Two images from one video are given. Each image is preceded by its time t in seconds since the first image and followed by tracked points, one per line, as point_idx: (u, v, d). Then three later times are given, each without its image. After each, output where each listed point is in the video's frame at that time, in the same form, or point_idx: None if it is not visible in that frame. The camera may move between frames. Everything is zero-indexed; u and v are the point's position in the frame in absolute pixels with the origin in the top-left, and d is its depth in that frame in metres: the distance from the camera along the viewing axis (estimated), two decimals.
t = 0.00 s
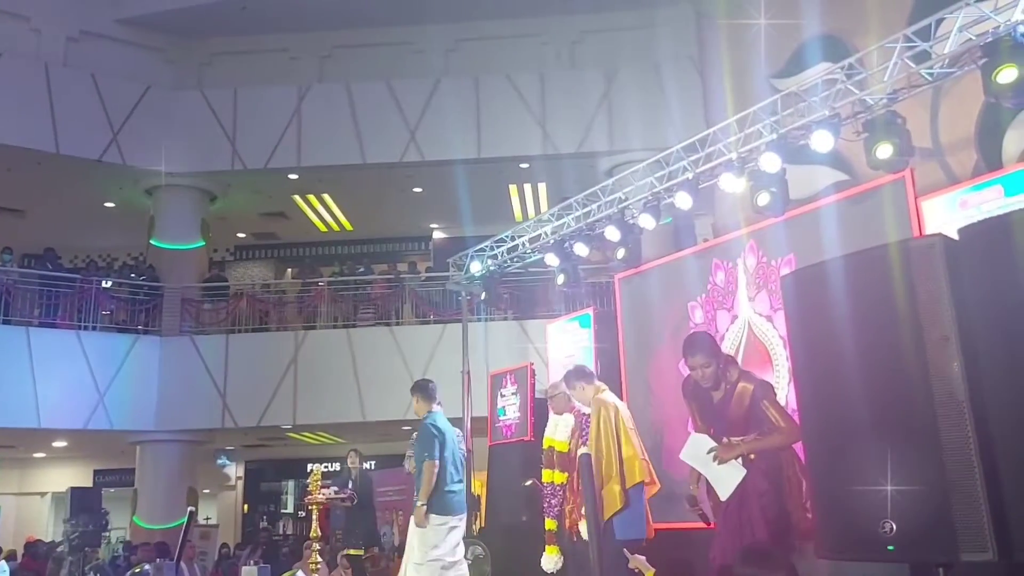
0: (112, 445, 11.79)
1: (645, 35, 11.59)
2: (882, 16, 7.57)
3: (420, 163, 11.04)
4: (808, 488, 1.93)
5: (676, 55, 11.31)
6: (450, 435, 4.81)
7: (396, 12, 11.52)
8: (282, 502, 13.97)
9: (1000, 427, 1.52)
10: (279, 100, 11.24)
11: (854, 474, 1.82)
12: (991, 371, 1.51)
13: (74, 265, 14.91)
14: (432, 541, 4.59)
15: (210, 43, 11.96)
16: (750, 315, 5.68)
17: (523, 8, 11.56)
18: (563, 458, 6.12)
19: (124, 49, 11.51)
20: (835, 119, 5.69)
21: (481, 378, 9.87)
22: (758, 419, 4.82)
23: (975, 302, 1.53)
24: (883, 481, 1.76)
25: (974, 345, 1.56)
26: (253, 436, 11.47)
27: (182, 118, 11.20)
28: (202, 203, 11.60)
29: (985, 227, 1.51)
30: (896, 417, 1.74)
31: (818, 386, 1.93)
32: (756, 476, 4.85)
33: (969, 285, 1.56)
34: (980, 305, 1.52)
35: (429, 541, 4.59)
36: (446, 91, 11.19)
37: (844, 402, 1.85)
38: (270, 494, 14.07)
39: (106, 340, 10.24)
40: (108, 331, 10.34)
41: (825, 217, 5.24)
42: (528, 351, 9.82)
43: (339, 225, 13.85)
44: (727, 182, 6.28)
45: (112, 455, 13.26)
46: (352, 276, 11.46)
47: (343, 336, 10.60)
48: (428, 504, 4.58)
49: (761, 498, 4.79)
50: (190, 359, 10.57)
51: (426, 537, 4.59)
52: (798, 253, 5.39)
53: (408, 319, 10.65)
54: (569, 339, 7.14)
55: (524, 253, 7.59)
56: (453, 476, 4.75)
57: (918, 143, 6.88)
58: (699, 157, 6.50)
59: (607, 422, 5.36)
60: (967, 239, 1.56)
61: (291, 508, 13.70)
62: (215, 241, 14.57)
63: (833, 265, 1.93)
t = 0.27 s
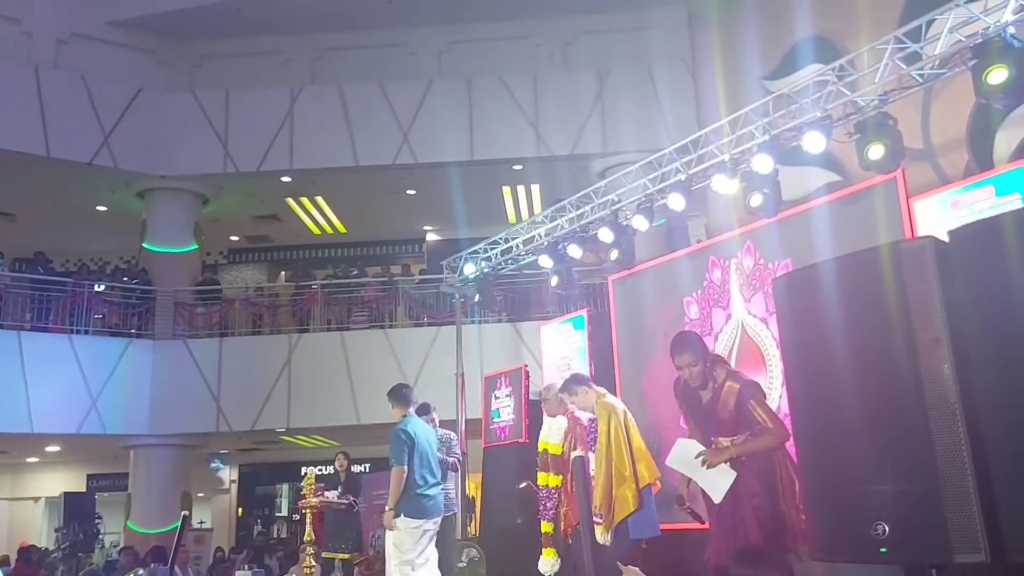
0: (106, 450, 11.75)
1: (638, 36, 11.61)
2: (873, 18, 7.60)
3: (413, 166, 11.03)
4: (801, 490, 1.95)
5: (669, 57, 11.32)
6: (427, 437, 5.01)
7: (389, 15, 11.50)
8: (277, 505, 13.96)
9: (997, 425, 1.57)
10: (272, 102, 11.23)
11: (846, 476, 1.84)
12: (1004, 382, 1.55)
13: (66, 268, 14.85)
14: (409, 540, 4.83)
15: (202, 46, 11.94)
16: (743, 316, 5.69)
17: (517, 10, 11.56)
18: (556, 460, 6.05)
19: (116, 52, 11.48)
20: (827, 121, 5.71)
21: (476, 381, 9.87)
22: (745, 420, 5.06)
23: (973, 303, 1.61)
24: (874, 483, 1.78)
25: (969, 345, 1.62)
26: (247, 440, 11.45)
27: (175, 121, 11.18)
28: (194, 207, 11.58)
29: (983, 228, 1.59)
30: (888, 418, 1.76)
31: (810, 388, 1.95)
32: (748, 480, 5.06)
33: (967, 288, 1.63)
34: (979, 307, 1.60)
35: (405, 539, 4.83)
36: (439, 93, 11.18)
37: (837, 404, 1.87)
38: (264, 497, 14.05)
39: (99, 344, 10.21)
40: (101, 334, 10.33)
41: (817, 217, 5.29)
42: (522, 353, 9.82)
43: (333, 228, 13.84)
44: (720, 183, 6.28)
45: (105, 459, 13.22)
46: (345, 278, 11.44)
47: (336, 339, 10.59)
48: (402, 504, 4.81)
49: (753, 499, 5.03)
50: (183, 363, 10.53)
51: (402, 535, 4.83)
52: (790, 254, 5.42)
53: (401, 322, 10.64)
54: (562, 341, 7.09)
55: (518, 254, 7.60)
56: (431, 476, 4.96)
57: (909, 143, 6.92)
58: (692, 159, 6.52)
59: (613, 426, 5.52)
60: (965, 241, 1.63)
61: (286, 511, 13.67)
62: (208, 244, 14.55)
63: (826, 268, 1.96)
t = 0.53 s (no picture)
0: (101, 454, 11.72)
1: (633, 38, 11.62)
2: (868, 20, 7.61)
3: (408, 168, 11.02)
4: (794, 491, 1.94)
5: (663, 58, 11.34)
6: (418, 437, 4.99)
7: (384, 18, 11.49)
8: (273, 508, 13.96)
9: (993, 426, 1.59)
10: (266, 106, 11.22)
11: (840, 476, 1.83)
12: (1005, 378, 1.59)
13: (60, 272, 14.82)
14: (403, 541, 4.84)
15: (197, 49, 11.94)
16: (738, 316, 5.71)
17: (512, 12, 11.55)
18: (551, 463, 6.20)
19: (110, 56, 11.46)
20: (821, 122, 5.73)
21: (472, 384, 9.88)
22: (734, 416, 4.54)
23: (965, 308, 1.70)
24: (869, 484, 1.77)
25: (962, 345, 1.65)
26: (243, 444, 11.44)
27: (169, 125, 11.17)
28: (189, 210, 11.57)
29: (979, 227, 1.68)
30: (884, 417, 1.75)
31: (802, 388, 1.93)
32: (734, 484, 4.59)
33: (955, 293, 1.72)
34: (974, 312, 1.68)
35: (399, 541, 4.84)
36: (434, 96, 11.18)
37: (831, 404, 1.86)
38: (261, 501, 14.06)
39: (93, 348, 10.18)
40: (95, 338, 10.28)
41: (812, 218, 5.31)
42: (518, 355, 9.82)
43: (328, 231, 13.83)
44: (715, 184, 6.28)
45: (100, 463, 13.19)
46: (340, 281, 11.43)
47: (332, 342, 10.58)
48: (397, 506, 4.80)
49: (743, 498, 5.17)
50: (178, 368, 10.51)
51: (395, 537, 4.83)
52: (785, 254, 5.44)
53: (397, 324, 10.63)
54: (559, 342, 6.96)
55: (513, 256, 7.60)
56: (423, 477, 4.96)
57: (903, 144, 6.94)
58: (687, 161, 6.53)
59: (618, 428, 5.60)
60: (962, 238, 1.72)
61: (282, 515, 13.65)
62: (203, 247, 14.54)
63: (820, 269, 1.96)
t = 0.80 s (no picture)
0: (97, 460, 11.71)
1: (628, 42, 11.66)
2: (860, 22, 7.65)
3: (403, 172, 11.03)
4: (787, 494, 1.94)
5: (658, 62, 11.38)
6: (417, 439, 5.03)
7: (378, 23, 11.51)
8: (269, 513, 13.96)
9: (981, 427, 1.60)
10: (260, 110, 11.23)
11: (833, 480, 1.83)
12: (1003, 381, 1.55)
13: (55, 278, 14.80)
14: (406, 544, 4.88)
15: (192, 54, 11.94)
16: (734, 319, 5.70)
17: (507, 16, 11.56)
18: (541, 467, 6.11)
19: (104, 62, 11.46)
20: (813, 125, 5.75)
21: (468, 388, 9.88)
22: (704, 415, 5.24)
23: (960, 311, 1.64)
24: (862, 487, 1.77)
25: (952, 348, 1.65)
26: (238, 449, 11.42)
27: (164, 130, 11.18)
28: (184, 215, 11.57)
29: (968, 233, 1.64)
30: (877, 422, 1.76)
31: (796, 394, 1.94)
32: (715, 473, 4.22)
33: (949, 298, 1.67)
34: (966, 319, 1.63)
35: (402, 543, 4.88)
36: (429, 99, 11.20)
37: (824, 408, 1.87)
38: (257, 505, 14.06)
39: (89, 355, 10.17)
40: (90, 344, 10.25)
41: (805, 220, 5.32)
42: (513, 358, 9.84)
43: (323, 235, 13.83)
44: (708, 187, 6.23)
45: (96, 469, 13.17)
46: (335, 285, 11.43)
47: (328, 347, 10.58)
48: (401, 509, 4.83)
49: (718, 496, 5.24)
50: (174, 374, 10.50)
51: (398, 540, 4.87)
52: (779, 256, 5.50)
53: (392, 328, 10.63)
54: (554, 346, 6.89)
55: (508, 259, 7.62)
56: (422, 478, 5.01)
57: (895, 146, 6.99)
58: (681, 163, 6.56)
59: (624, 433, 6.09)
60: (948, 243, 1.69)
61: (278, 520, 13.64)
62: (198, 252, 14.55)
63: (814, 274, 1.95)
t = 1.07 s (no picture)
0: (88, 466, 11.66)
1: (618, 45, 11.67)
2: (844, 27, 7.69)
3: (393, 176, 11.01)
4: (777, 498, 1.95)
5: (648, 65, 11.40)
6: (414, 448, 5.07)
7: (369, 26, 11.49)
8: (262, 518, 13.94)
9: (964, 432, 1.60)
10: (250, 114, 11.22)
11: (822, 485, 1.84)
12: (1004, 379, 1.53)
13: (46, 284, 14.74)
14: (402, 549, 4.83)
15: (182, 59, 11.91)
16: (725, 322, 5.75)
17: (497, 20, 11.56)
18: (527, 472, 6.11)
19: (94, 67, 11.43)
20: (802, 127, 5.78)
21: (460, 392, 9.87)
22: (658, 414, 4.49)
23: (943, 315, 1.64)
24: (849, 493, 1.77)
25: (935, 352, 1.64)
26: (230, 454, 11.39)
27: (154, 135, 11.15)
28: (173, 220, 11.54)
29: (955, 235, 1.64)
30: (863, 427, 1.75)
31: (787, 400, 1.94)
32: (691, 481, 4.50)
33: (933, 302, 1.66)
34: (948, 324, 1.63)
35: (398, 548, 4.83)
36: (419, 102, 11.21)
37: (813, 412, 1.87)
38: (249, 510, 14.05)
39: (79, 361, 10.15)
40: (80, 350, 10.23)
41: (794, 222, 5.41)
42: (505, 362, 9.83)
43: (315, 239, 13.79)
44: (699, 190, 6.34)
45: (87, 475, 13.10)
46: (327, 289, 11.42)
47: (319, 352, 10.56)
48: (394, 512, 4.83)
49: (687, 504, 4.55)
50: (165, 379, 10.47)
51: (393, 545, 4.83)
52: (770, 259, 5.55)
53: (384, 332, 10.62)
54: (546, 349, 6.89)
55: (499, 263, 7.60)
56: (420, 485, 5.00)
57: (885, 147, 7.11)
58: (671, 167, 6.57)
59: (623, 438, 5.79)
60: (930, 248, 1.69)
61: (271, 525, 13.60)
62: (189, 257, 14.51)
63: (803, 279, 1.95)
